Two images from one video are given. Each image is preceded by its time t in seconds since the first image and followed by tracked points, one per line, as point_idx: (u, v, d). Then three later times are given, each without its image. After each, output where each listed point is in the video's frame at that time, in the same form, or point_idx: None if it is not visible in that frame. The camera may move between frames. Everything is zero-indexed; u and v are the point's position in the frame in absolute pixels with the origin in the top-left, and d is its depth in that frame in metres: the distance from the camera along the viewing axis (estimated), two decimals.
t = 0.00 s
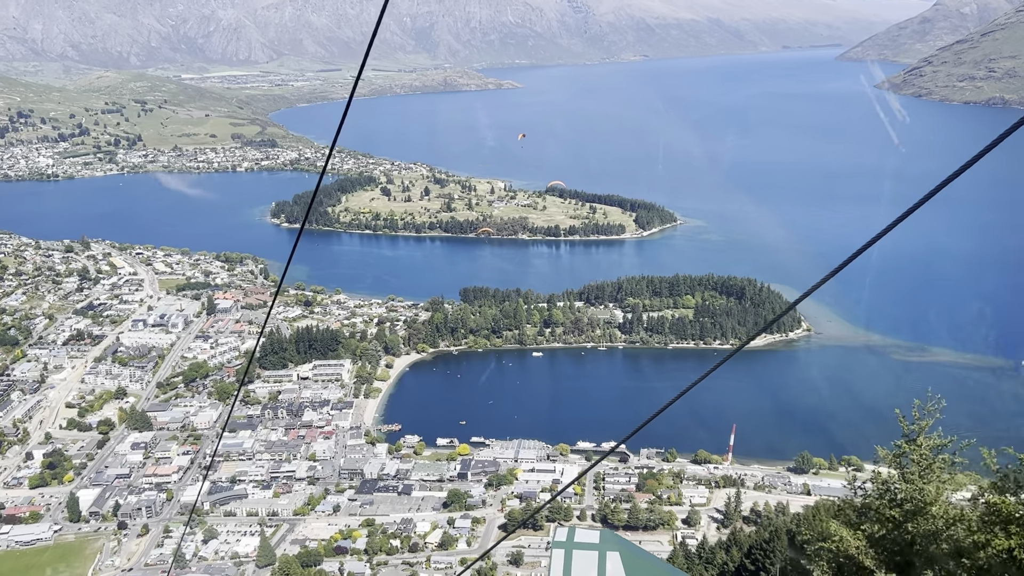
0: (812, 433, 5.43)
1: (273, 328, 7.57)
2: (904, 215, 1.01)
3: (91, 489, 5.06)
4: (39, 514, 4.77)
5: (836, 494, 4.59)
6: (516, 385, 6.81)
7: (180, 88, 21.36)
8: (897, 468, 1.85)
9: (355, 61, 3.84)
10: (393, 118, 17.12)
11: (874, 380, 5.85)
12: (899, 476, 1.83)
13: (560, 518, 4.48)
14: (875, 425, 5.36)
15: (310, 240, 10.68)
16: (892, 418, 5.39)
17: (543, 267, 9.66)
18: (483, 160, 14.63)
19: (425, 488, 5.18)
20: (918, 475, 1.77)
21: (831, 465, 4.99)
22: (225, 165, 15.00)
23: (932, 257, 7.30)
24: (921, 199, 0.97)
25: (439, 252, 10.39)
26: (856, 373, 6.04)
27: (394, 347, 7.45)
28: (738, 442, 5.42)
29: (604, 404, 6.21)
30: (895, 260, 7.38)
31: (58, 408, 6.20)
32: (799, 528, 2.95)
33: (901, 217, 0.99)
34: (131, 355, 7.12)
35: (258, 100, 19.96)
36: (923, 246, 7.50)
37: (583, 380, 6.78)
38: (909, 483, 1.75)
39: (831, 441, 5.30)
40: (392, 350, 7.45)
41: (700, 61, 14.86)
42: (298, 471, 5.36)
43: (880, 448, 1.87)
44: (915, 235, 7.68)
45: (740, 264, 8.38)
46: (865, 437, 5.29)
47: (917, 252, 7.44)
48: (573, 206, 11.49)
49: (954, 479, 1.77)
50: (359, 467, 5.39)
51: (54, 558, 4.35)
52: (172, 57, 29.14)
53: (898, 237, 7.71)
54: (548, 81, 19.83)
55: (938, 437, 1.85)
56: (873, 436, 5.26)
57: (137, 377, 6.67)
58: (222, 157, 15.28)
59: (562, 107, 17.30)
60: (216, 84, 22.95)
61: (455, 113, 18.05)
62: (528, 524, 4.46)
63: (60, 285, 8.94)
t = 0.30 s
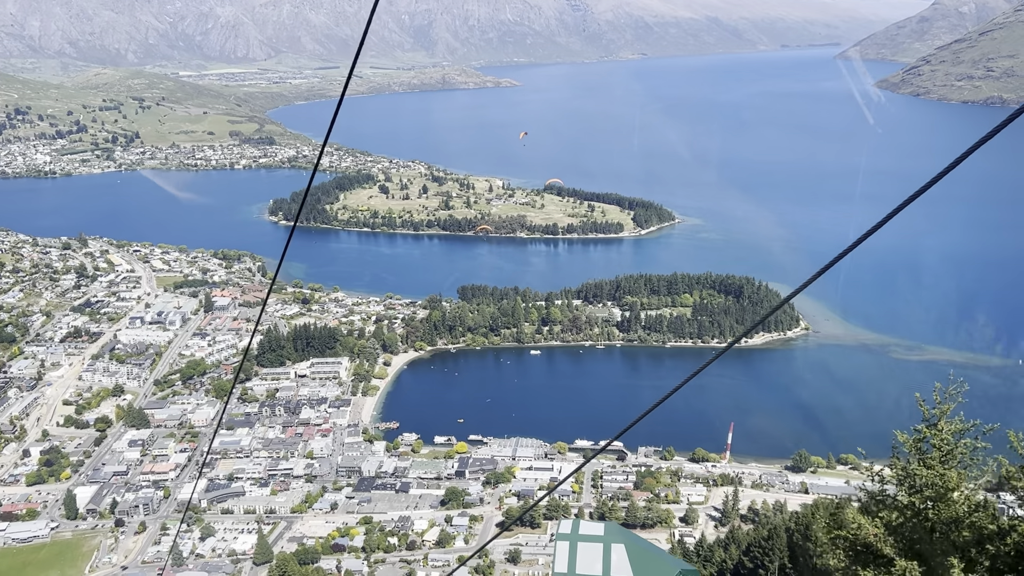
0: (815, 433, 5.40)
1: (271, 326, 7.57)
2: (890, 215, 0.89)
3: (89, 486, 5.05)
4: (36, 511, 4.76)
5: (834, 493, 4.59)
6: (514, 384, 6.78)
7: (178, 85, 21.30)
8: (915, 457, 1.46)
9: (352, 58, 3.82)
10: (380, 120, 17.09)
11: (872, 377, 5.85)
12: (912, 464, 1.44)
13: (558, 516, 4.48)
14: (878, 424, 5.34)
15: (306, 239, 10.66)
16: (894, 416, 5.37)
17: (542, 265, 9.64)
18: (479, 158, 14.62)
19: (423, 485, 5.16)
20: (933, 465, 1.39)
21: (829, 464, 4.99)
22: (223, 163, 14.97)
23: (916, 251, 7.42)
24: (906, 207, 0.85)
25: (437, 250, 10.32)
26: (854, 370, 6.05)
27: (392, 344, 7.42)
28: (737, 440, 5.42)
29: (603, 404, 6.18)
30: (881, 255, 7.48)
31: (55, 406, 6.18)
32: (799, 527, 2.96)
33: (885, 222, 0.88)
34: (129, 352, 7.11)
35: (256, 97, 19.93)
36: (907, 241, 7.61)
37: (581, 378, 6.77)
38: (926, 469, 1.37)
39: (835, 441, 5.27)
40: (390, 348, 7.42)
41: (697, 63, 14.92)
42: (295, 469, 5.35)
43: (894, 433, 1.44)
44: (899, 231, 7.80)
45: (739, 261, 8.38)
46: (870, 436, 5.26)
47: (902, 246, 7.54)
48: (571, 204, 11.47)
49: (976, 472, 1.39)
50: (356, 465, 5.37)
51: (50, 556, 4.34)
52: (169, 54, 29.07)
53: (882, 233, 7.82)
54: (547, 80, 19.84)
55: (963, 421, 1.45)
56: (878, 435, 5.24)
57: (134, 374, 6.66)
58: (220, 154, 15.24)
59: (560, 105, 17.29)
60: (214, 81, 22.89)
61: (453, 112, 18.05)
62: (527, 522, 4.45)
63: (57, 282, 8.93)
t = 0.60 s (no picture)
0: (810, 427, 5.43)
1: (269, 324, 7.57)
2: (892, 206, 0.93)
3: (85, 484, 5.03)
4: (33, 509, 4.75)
5: (831, 492, 4.59)
6: (512, 381, 6.79)
7: (175, 82, 21.24)
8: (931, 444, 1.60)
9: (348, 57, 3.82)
10: (376, 119, 17.07)
11: (869, 376, 5.87)
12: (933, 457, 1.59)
13: (555, 515, 4.47)
14: (871, 417, 5.38)
15: (303, 237, 10.66)
16: (887, 410, 5.42)
17: (540, 263, 9.63)
18: (477, 156, 14.58)
19: (420, 483, 5.15)
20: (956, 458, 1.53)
21: (827, 462, 4.99)
22: (220, 161, 14.95)
23: (903, 245, 7.50)
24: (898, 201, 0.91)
25: (435, 249, 10.31)
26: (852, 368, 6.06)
27: (391, 343, 7.39)
28: (735, 439, 5.42)
29: (600, 403, 6.19)
30: (872, 252, 7.53)
31: (52, 404, 6.17)
32: (800, 527, 2.95)
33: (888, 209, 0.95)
34: (126, 350, 7.10)
35: (253, 95, 19.90)
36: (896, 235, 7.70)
37: (578, 378, 6.74)
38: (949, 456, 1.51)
39: (830, 436, 5.31)
40: (388, 346, 7.41)
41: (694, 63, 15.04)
42: (292, 467, 5.34)
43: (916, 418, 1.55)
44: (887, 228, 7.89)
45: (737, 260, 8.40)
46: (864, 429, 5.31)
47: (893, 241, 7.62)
48: (569, 203, 11.46)
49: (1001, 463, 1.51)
50: (353, 463, 5.36)
51: (46, 554, 4.34)
52: (165, 51, 29.00)
53: (871, 229, 7.91)
54: (544, 80, 19.86)
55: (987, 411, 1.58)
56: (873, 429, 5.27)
57: (131, 372, 6.64)
58: (218, 152, 15.22)
59: (558, 104, 17.26)
60: (211, 78, 22.84)
61: (451, 111, 18.05)
62: (523, 520, 4.44)
63: (54, 280, 8.91)
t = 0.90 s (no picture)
0: (807, 427, 5.43)
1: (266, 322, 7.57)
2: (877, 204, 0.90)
3: (82, 483, 5.01)
4: (28, 507, 4.72)
5: (826, 491, 4.57)
6: (509, 380, 6.78)
7: (171, 80, 21.19)
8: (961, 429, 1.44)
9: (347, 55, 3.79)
10: (373, 118, 17.07)
11: (864, 375, 5.86)
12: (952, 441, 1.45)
13: (552, 514, 4.46)
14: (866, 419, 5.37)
15: (300, 236, 10.64)
16: (882, 411, 5.41)
17: (537, 262, 9.61)
18: (474, 155, 14.54)
19: (417, 482, 5.13)
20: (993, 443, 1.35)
21: (824, 462, 4.97)
22: (217, 159, 14.92)
23: (897, 243, 7.53)
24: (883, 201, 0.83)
25: (433, 247, 10.28)
26: (848, 367, 6.05)
27: (387, 341, 7.40)
28: (731, 439, 5.41)
29: (598, 403, 6.17)
30: (872, 253, 7.53)
31: (48, 402, 6.15)
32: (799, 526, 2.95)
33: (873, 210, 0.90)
34: (122, 348, 7.08)
35: (251, 94, 19.87)
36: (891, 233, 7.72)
37: (576, 377, 6.73)
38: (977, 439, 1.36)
39: (828, 436, 5.31)
40: (385, 344, 7.40)
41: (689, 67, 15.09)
42: (289, 465, 5.32)
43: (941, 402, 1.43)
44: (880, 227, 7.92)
45: (733, 258, 8.40)
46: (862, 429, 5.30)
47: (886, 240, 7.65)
48: (566, 202, 11.35)
49: None
50: (350, 461, 5.34)
51: (42, 553, 4.32)
52: (163, 49, 28.94)
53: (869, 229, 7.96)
54: (542, 80, 19.90)
55: None
56: (870, 429, 5.28)
57: (127, 370, 6.62)
58: (215, 151, 15.18)
59: (555, 104, 17.23)
60: (208, 76, 22.80)
61: (448, 110, 18.06)
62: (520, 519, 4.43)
63: (50, 278, 8.88)
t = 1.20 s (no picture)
0: (801, 429, 5.42)
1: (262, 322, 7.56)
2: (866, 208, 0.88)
3: (77, 482, 5.00)
4: (23, 507, 4.70)
5: (822, 491, 4.57)
6: (505, 380, 6.75)
7: (168, 80, 21.15)
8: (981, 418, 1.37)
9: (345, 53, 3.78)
10: (371, 117, 17.05)
11: (859, 376, 5.86)
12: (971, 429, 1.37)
13: (548, 513, 4.45)
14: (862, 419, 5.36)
15: (296, 236, 10.62)
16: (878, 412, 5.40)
17: (534, 262, 9.54)
18: (472, 155, 14.49)
19: (413, 482, 5.11)
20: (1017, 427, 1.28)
21: (820, 462, 4.96)
22: (214, 159, 14.88)
23: (891, 245, 7.57)
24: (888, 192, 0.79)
25: (429, 248, 10.19)
26: (844, 368, 6.05)
27: (384, 341, 7.16)
28: (727, 439, 5.39)
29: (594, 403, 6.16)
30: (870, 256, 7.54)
31: (44, 401, 6.12)
32: (796, 525, 2.94)
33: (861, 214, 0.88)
34: (118, 347, 7.06)
35: (248, 94, 19.85)
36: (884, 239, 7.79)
37: (572, 376, 6.69)
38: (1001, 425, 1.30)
39: (823, 437, 5.29)
40: (382, 344, 7.16)
41: (686, 91, 15.44)
42: (285, 465, 5.31)
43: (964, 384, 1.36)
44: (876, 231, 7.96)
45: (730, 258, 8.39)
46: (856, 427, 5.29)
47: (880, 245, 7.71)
48: (563, 202, 11.28)
49: None
50: (346, 461, 5.32)
51: (37, 552, 4.30)
52: (160, 49, 28.91)
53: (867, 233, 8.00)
54: (540, 80, 19.89)
55: None
56: (866, 428, 5.26)
57: (123, 369, 6.60)
58: (211, 150, 15.14)
59: (553, 104, 17.19)
60: (205, 76, 22.76)
61: (445, 109, 18.04)
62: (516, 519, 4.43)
63: (46, 277, 8.85)
